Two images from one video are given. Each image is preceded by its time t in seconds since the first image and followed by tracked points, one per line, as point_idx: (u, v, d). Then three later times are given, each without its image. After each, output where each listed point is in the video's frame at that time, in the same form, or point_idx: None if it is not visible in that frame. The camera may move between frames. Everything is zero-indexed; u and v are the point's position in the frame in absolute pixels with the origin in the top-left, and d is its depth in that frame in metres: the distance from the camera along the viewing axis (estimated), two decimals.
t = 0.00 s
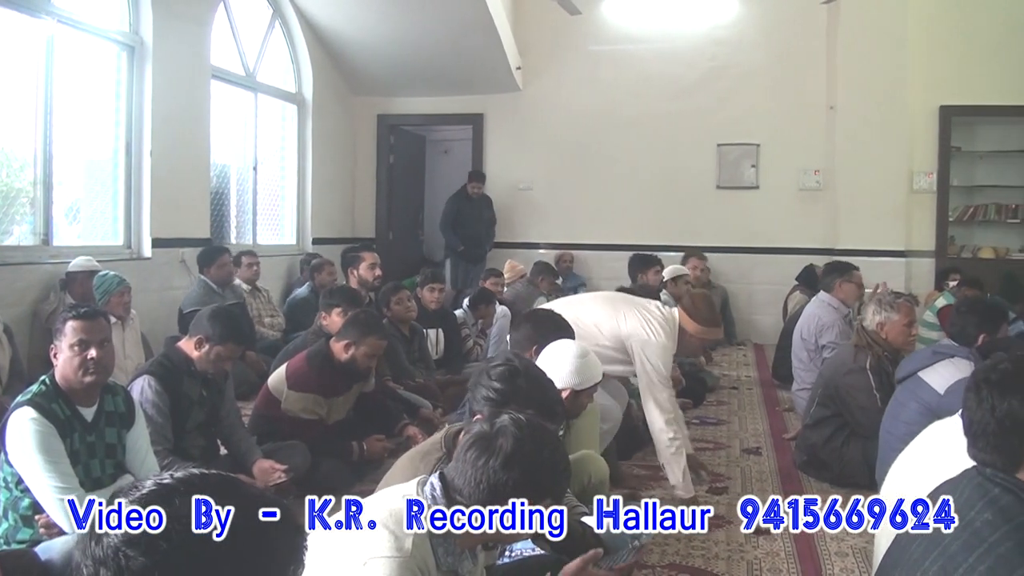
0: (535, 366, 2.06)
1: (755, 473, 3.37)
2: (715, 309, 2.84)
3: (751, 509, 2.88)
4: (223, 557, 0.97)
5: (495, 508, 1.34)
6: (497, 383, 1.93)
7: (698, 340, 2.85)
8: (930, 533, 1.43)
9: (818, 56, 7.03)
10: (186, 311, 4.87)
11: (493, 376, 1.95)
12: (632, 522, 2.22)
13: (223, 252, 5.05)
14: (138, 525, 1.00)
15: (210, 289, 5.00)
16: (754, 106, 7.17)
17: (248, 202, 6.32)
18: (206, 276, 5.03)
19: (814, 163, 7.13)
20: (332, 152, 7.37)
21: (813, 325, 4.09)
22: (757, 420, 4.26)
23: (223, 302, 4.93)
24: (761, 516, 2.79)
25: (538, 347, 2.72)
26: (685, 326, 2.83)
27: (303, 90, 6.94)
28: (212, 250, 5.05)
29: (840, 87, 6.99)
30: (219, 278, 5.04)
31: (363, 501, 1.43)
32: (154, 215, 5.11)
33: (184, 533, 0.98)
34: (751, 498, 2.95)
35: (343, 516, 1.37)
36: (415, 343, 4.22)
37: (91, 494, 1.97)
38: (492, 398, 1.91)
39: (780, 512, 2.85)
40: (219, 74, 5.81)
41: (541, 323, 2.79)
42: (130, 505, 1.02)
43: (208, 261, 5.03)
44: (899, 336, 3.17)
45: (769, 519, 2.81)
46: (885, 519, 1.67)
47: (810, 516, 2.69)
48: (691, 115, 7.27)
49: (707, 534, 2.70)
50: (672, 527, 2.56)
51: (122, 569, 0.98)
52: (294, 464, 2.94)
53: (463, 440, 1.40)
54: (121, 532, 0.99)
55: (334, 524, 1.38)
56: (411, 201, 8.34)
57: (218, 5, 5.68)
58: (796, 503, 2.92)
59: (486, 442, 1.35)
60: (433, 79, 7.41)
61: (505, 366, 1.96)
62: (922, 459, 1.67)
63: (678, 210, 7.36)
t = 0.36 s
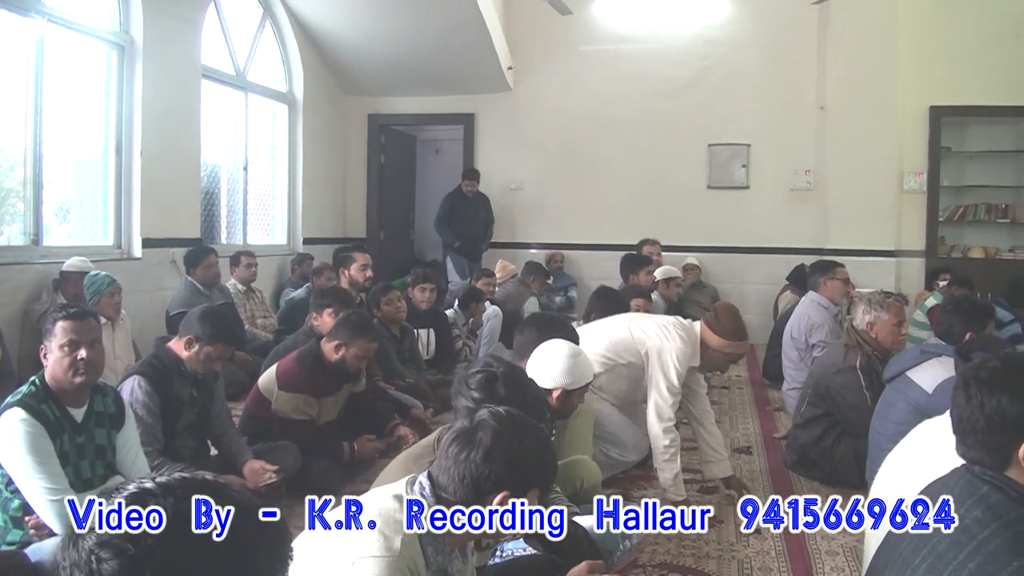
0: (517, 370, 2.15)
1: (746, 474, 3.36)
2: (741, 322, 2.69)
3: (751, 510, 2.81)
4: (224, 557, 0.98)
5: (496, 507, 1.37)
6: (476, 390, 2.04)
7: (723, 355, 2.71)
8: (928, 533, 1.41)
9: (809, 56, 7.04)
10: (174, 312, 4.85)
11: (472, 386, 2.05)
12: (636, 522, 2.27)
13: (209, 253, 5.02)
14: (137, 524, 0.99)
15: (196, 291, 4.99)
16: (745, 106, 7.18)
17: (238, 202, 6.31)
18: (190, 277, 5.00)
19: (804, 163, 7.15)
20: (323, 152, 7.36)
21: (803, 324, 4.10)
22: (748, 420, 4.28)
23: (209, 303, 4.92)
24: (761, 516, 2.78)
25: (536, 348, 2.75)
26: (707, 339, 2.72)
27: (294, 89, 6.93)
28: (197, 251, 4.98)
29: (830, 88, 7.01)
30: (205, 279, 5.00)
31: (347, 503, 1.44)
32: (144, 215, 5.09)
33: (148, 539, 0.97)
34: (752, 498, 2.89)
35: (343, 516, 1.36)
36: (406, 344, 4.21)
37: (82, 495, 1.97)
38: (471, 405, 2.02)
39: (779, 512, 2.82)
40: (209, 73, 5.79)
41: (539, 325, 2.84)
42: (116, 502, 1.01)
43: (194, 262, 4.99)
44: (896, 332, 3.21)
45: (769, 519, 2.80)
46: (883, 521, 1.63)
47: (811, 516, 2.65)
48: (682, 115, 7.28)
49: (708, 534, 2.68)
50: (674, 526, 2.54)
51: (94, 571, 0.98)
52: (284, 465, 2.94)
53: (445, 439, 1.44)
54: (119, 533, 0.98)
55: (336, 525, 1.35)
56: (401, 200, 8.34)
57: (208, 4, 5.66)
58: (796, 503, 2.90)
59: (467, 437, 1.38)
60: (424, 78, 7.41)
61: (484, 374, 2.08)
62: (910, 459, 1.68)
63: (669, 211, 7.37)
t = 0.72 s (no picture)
0: (511, 376, 2.18)
1: (737, 474, 3.36)
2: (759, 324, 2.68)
3: (752, 509, 2.83)
4: (224, 557, 0.98)
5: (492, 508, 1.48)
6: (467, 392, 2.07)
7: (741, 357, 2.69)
8: (927, 533, 1.39)
9: (800, 57, 7.06)
10: (165, 312, 4.84)
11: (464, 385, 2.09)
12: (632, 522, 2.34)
13: (204, 253, 5.00)
14: (136, 524, 0.98)
15: (190, 291, 4.96)
16: (736, 106, 7.19)
17: (227, 202, 6.29)
18: (185, 277, 4.98)
19: (794, 164, 7.17)
20: (313, 152, 7.34)
21: (794, 323, 4.11)
22: (738, 419, 4.29)
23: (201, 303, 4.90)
24: (760, 516, 2.78)
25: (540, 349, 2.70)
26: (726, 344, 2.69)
27: (284, 89, 6.91)
28: (196, 251, 4.97)
29: (821, 88, 7.03)
30: (199, 279, 4.98)
31: (333, 498, 1.44)
32: (134, 216, 5.07)
33: (134, 540, 0.96)
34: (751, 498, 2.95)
35: (343, 517, 1.35)
36: (396, 344, 4.21)
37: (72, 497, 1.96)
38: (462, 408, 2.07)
39: (780, 512, 2.83)
40: (199, 72, 5.77)
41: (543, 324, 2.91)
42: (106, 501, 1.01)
43: (190, 262, 4.97)
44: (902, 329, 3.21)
45: (769, 519, 2.80)
46: (884, 520, 1.59)
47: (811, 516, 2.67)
48: (674, 115, 7.29)
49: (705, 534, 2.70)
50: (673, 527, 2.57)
51: (80, 572, 0.97)
52: (275, 466, 2.93)
53: (424, 429, 1.48)
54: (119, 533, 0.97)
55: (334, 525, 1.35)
56: (392, 199, 8.33)
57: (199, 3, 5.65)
58: (797, 503, 2.91)
59: (446, 421, 1.43)
60: (415, 78, 7.40)
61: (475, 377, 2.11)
62: (899, 458, 1.69)
63: (660, 211, 7.38)
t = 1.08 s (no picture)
0: (503, 376, 2.19)
1: (729, 475, 3.35)
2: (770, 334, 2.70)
3: (750, 509, 2.85)
4: (216, 558, 0.98)
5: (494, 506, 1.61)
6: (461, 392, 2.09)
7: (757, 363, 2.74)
8: (927, 534, 1.32)
9: (791, 56, 7.07)
10: (156, 312, 4.83)
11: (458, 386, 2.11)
12: (631, 521, 2.47)
13: (198, 253, 4.97)
14: (137, 525, 0.99)
15: (181, 291, 4.94)
16: (727, 106, 7.21)
17: (219, 202, 6.27)
18: (178, 276, 4.96)
19: (785, 163, 7.18)
20: (305, 152, 7.33)
21: (786, 322, 4.12)
22: (730, 418, 4.30)
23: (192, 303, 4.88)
24: (762, 516, 2.79)
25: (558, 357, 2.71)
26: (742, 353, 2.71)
27: (276, 89, 6.90)
28: (189, 251, 4.94)
29: (811, 88, 7.04)
30: (192, 279, 4.96)
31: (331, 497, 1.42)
32: (125, 216, 5.05)
33: (123, 541, 0.97)
34: (751, 498, 2.94)
35: (343, 516, 1.35)
36: (388, 346, 4.20)
37: (64, 498, 1.96)
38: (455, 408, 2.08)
39: (779, 512, 2.83)
40: (189, 71, 5.76)
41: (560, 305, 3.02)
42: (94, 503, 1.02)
43: (182, 263, 4.93)
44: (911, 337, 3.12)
45: (769, 519, 2.81)
46: (882, 520, 1.52)
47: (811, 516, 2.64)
48: (665, 115, 7.30)
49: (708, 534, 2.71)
50: (673, 526, 2.59)
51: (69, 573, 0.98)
52: (266, 466, 2.92)
53: (416, 427, 1.48)
54: (120, 533, 0.97)
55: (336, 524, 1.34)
56: (384, 199, 8.33)
57: (189, 3, 5.63)
58: (795, 503, 2.92)
59: (437, 416, 1.44)
60: (406, 78, 7.39)
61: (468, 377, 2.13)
62: (891, 460, 1.68)
63: (652, 210, 7.38)
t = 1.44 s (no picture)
0: (492, 375, 2.20)
1: (720, 475, 3.35)
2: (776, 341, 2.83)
3: (751, 509, 2.81)
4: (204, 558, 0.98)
5: (492, 508, 1.69)
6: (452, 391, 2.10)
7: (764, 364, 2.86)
8: (927, 533, 1.31)
9: (782, 57, 7.09)
10: (146, 313, 4.81)
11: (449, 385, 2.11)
12: (631, 521, 2.51)
13: (186, 253, 4.96)
14: (137, 524, 0.99)
15: (170, 291, 4.91)
16: (719, 106, 7.22)
17: (209, 202, 6.25)
18: (166, 276, 4.93)
19: (776, 163, 7.20)
20: (296, 152, 7.31)
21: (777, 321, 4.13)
22: (722, 417, 4.32)
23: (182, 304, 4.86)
24: (761, 516, 2.77)
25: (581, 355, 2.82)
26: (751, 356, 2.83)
27: (266, 89, 6.88)
28: (177, 250, 4.93)
29: (802, 89, 7.06)
30: (180, 279, 4.94)
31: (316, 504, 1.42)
32: (115, 216, 5.03)
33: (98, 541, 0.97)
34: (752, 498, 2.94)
35: (342, 516, 1.34)
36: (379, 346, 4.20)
37: (54, 499, 1.96)
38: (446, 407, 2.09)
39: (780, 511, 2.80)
40: (180, 71, 5.74)
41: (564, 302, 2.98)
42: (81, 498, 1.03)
43: (171, 262, 4.93)
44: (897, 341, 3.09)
45: (769, 519, 2.78)
46: (883, 520, 1.48)
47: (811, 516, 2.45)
48: (656, 116, 7.31)
49: (709, 535, 2.70)
50: (674, 526, 2.58)
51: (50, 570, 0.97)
52: (257, 467, 2.91)
53: (406, 429, 1.48)
54: (118, 532, 0.97)
55: (333, 524, 1.34)
56: (375, 199, 8.32)
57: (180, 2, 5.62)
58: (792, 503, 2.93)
59: (428, 417, 1.44)
60: (397, 78, 7.39)
61: (457, 376, 2.14)
62: (880, 459, 1.70)
63: (644, 210, 7.39)
